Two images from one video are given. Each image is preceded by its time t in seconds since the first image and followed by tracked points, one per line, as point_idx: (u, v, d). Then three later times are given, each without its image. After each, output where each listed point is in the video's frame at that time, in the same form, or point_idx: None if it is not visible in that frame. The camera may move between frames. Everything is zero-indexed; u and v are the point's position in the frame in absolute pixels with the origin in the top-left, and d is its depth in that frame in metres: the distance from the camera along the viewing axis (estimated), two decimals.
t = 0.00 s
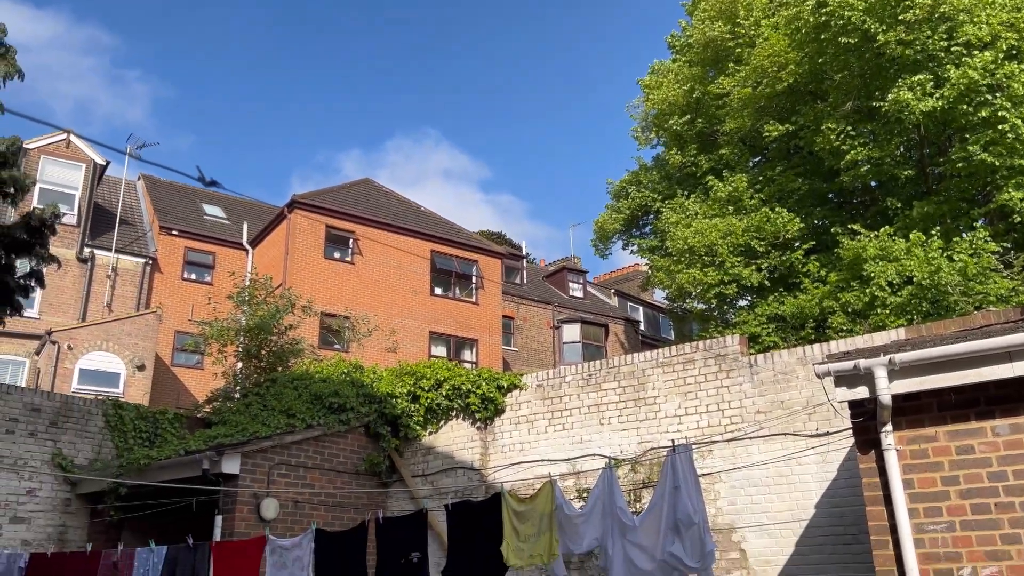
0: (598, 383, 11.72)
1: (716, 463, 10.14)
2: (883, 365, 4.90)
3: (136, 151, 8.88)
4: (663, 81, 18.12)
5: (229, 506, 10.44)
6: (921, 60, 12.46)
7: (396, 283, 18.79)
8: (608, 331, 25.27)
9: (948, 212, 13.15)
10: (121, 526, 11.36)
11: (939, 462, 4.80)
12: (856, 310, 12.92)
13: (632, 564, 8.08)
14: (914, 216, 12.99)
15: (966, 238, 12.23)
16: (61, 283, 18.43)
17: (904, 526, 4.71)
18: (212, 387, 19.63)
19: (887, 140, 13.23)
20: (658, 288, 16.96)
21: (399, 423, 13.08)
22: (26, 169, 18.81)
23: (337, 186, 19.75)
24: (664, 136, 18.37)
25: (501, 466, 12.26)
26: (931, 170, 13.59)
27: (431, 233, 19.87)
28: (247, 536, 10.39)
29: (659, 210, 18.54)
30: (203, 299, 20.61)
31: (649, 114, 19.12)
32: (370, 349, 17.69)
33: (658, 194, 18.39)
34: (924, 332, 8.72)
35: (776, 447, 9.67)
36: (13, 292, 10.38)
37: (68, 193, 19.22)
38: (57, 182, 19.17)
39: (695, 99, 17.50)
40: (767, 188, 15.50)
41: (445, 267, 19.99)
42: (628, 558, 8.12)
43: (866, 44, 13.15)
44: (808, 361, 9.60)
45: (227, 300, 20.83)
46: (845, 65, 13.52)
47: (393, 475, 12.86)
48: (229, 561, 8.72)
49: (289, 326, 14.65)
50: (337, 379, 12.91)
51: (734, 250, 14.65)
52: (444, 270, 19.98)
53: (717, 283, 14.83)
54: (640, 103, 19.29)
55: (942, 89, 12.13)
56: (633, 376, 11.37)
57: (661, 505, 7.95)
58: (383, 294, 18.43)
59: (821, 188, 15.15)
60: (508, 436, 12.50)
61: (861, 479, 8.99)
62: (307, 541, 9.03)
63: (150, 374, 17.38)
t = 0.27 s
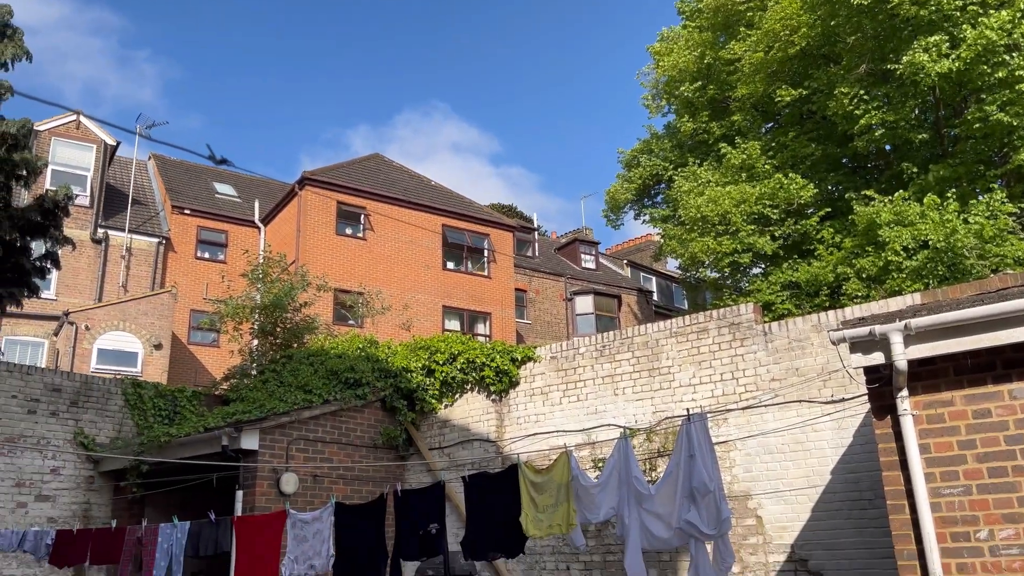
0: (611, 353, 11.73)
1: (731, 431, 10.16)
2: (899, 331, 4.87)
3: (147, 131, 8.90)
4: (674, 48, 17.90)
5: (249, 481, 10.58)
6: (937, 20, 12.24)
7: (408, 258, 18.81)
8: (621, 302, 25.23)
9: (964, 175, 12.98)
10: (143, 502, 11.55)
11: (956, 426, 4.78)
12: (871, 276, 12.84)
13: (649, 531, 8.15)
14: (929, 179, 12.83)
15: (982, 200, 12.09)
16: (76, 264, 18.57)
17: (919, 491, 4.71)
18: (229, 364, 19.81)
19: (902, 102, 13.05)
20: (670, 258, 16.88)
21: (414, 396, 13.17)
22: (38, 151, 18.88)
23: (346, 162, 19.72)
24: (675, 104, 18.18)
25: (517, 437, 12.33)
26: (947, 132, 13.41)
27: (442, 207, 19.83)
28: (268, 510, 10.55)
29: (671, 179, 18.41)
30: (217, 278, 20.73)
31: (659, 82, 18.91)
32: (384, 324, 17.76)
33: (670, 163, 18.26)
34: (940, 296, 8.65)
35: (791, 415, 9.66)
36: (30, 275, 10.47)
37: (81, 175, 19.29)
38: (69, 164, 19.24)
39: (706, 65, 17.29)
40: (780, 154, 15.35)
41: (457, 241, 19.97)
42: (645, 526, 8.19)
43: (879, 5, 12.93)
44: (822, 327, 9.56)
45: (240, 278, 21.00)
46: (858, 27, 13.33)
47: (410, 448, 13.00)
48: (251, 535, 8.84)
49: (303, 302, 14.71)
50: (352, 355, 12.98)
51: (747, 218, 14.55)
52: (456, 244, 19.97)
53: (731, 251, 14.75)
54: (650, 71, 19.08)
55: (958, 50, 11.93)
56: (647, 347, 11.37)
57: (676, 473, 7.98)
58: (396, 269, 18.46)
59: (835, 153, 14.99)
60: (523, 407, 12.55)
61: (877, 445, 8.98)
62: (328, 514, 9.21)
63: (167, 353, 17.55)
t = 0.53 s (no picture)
0: (613, 337, 11.74)
1: (732, 414, 10.18)
2: (901, 312, 4.86)
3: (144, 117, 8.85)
4: (673, 29, 17.79)
5: (253, 467, 10.61)
6: None
7: (409, 244, 18.78)
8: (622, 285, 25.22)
9: (966, 155, 12.93)
10: (147, 488, 11.60)
11: (957, 406, 4.78)
12: (872, 257, 12.81)
13: (652, 513, 8.19)
14: (931, 160, 12.78)
15: (984, 180, 12.04)
16: (76, 252, 18.55)
17: (920, 470, 4.72)
18: (231, 350, 19.83)
19: (904, 82, 12.97)
20: (671, 241, 16.85)
21: (416, 381, 13.19)
22: (35, 139, 18.80)
23: (346, 148, 19.65)
24: (675, 86, 18.08)
25: (519, 421, 12.36)
26: (948, 112, 13.35)
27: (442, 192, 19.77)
28: (271, 495, 10.59)
29: (672, 161, 18.34)
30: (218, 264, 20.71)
31: (659, 64, 18.81)
32: (385, 309, 17.76)
33: (670, 145, 18.18)
34: (941, 277, 8.64)
35: (793, 397, 9.68)
36: (30, 263, 10.45)
37: (79, 162, 19.23)
38: (67, 151, 19.17)
39: (706, 46, 17.18)
40: (781, 135, 15.29)
41: (457, 226, 19.93)
42: (647, 508, 8.22)
43: None
44: (824, 309, 9.55)
45: (240, 264, 20.99)
46: (859, 6, 13.23)
47: (412, 433, 13.04)
48: (254, 520, 8.87)
49: (304, 288, 14.71)
50: (354, 340, 12.98)
51: (748, 201, 14.51)
52: (456, 229, 19.93)
53: (732, 234, 14.71)
54: (650, 53, 18.97)
55: (960, 29, 11.85)
56: (648, 330, 11.38)
57: (678, 455, 7.99)
58: (396, 255, 18.44)
59: (836, 134, 14.92)
60: (525, 391, 12.57)
61: (878, 426, 9.00)
62: (331, 499, 9.28)
63: (169, 340, 17.56)
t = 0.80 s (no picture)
0: (604, 329, 11.76)
1: (723, 405, 10.22)
2: (890, 304, 4.89)
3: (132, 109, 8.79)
4: (664, 21, 17.79)
5: (243, 460, 10.59)
6: None
7: (400, 236, 18.74)
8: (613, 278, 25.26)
9: (954, 147, 12.99)
10: (138, 482, 11.59)
11: (945, 397, 4.82)
12: (861, 249, 12.87)
13: (643, 504, 8.23)
14: (920, 152, 12.84)
15: (973, 172, 12.09)
16: (65, 244, 18.43)
17: (909, 460, 4.76)
18: (221, 343, 19.78)
19: (893, 75, 13.02)
20: (662, 234, 16.87)
21: (408, 374, 13.19)
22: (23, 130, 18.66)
23: (336, 140, 19.57)
24: (667, 78, 18.08)
25: (511, 413, 12.38)
26: (937, 104, 13.41)
27: (433, 184, 19.73)
28: (262, 488, 10.58)
29: (663, 154, 18.35)
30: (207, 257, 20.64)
31: (650, 56, 18.79)
32: (377, 302, 17.73)
33: (661, 137, 18.19)
34: (930, 268, 8.69)
35: (783, 388, 9.72)
36: (18, 255, 10.39)
37: (67, 155, 19.10)
38: (55, 143, 19.04)
39: (697, 39, 17.19)
40: (772, 128, 15.32)
41: (449, 219, 19.90)
42: (639, 499, 8.26)
43: None
44: (813, 301, 9.59)
45: (230, 256, 20.91)
46: None
47: (404, 425, 13.05)
48: (245, 513, 8.85)
49: (294, 281, 14.67)
50: (345, 333, 12.96)
51: (739, 193, 14.54)
52: (447, 222, 19.90)
53: (723, 226, 14.75)
54: (641, 45, 18.96)
55: (949, 22, 11.90)
56: (639, 322, 11.40)
57: (669, 447, 8.02)
58: (387, 247, 18.40)
59: (826, 127, 14.96)
60: (516, 383, 12.58)
61: (866, 416, 9.06)
62: (323, 492, 9.24)
63: (159, 333, 17.50)
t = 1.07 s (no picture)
0: (583, 330, 11.79)
1: (700, 406, 10.29)
2: (865, 305, 4.94)
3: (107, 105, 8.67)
4: (644, 23, 17.87)
5: (219, 461, 10.49)
6: None
7: (379, 235, 18.67)
8: (592, 279, 25.33)
9: (928, 151, 13.16)
10: (111, 482, 11.45)
11: (918, 398, 4.87)
12: (837, 251, 13.00)
13: (621, 504, 8.25)
14: (895, 156, 12.99)
15: (946, 175, 12.24)
16: (38, 242, 18.15)
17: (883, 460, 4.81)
18: (197, 342, 19.60)
19: (869, 80, 13.16)
20: (641, 235, 16.94)
21: (386, 374, 13.15)
22: None
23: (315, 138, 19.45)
24: (646, 80, 18.16)
25: (490, 413, 12.38)
26: (912, 109, 13.58)
27: (413, 183, 19.67)
28: (238, 489, 10.49)
29: (642, 156, 18.42)
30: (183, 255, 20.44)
31: (630, 58, 18.87)
32: (355, 301, 17.64)
33: (641, 139, 18.27)
34: (904, 271, 8.79)
35: (760, 388, 9.80)
36: None
37: (40, 151, 18.82)
38: (28, 139, 18.75)
39: (676, 41, 17.28)
40: (750, 131, 15.44)
41: (428, 218, 19.85)
42: (617, 499, 8.28)
43: None
44: (790, 302, 9.68)
45: (206, 254, 20.72)
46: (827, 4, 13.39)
47: (382, 425, 13.00)
48: (220, 514, 8.76)
49: (272, 280, 14.56)
50: (323, 333, 12.88)
51: (717, 195, 14.64)
52: (427, 222, 19.84)
53: (701, 228, 14.85)
54: (621, 46, 19.03)
55: (924, 28, 12.06)
56: (618, 323, 11.44)
57: (647, 447, 8.05)
58: (366, 246, 18.32)
59: (804, 130, 15.09)
60: (495, 383, 12.57)
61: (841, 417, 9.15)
62: (300, 492, 9.18)
63: (133, 332, 17.29)
